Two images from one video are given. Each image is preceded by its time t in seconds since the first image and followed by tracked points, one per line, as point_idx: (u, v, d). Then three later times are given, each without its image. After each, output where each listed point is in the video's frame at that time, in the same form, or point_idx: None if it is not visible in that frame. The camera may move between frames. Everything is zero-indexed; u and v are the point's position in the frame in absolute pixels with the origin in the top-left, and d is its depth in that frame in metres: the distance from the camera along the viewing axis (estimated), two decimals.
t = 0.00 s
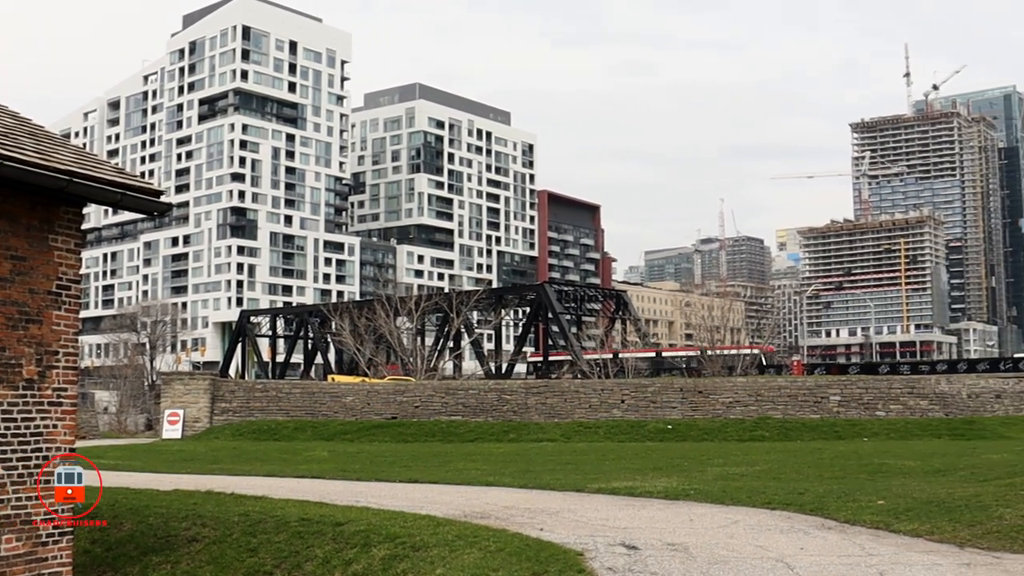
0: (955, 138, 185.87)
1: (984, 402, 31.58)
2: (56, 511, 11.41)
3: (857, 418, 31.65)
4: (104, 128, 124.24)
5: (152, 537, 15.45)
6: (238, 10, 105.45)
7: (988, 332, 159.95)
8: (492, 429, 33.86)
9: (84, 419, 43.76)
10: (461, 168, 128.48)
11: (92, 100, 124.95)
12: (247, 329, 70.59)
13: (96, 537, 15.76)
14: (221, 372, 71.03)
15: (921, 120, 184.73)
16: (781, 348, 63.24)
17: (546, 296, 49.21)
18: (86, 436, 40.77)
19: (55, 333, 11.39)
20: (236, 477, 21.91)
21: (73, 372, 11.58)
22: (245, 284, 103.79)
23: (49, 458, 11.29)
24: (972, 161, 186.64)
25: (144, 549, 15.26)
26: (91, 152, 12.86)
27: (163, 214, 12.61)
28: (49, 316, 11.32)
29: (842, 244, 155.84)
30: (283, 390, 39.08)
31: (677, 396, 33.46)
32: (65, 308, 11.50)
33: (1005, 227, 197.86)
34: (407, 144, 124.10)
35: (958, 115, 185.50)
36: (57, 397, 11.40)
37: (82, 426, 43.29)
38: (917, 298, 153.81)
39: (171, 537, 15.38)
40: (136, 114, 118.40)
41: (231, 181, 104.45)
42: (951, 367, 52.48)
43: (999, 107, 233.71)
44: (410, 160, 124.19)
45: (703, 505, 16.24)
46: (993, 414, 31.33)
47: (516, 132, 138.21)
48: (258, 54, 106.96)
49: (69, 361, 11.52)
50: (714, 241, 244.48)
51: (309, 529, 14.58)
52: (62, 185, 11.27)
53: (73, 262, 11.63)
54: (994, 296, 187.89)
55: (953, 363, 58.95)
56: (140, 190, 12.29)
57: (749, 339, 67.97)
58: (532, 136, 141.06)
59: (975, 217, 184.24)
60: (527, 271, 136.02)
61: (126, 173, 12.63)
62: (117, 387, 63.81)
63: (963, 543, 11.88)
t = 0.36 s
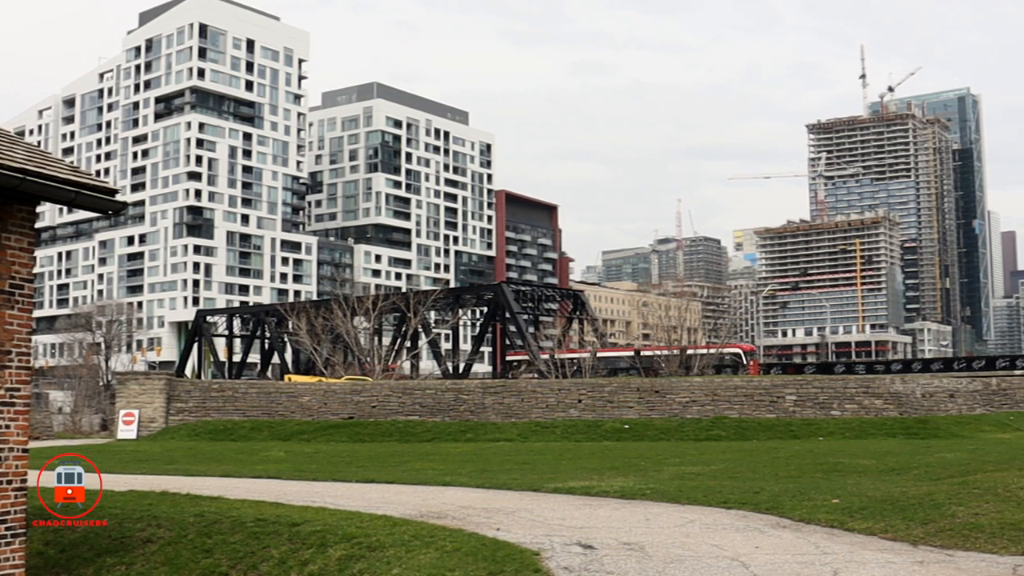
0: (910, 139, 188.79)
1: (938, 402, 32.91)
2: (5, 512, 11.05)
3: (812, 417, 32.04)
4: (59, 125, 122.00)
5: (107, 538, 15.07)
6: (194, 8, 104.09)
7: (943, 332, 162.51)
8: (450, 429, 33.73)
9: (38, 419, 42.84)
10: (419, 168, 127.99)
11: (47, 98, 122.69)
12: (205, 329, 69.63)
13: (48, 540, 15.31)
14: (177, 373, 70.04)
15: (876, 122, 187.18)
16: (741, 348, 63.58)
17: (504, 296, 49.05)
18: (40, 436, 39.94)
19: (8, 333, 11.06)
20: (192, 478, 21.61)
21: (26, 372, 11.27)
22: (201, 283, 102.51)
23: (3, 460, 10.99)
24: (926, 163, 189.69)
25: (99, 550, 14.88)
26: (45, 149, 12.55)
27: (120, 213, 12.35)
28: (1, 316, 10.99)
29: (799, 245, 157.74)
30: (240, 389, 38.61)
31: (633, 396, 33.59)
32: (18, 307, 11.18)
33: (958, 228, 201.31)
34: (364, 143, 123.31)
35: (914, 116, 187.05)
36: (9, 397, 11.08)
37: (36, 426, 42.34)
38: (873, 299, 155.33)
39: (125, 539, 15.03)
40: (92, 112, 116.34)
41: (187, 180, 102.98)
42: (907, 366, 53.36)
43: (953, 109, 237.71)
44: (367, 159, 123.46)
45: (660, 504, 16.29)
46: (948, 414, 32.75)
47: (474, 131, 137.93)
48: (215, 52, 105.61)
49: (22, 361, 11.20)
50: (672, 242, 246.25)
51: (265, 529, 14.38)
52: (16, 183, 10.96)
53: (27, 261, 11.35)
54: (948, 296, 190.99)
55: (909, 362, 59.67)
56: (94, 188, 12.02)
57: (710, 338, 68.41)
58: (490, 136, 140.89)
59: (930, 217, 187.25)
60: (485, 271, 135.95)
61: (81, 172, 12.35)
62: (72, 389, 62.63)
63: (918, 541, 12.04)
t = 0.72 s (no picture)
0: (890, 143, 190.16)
1: (917, 403, 33.19)
2: None
3: (791, 419, 32.27)
4: (38, 126, 120.86)
5: (86, 540, 14.87)
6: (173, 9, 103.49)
7: (922, 334, 163.64)
8: (430, 430, 33.67)
9: (16, 421, 42.45)
10: (399, 170, 127.72)
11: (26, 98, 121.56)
12: (185, 330, 69.10)
13: (28, 541, 15.05)
14: (157, 374, 69.49)
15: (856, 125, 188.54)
16: (723, 351, 63.55)
17: (484, 298, 49.04)
18: (19, 438, 39.60)
19: None
20: (171, 480, 21.47)
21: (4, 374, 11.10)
22: (181, 284, 101.89)
23: None
24: (906, 166, 191.09)
25: (77, 552, 14.67)
26: (23, 149, 12.39)
27: (99, 214, 12.21)
28: None
29: (779, 248, 158.51)
30: (219, 390, 38.41)
31: (613, 397, 33.66)
32: None
33: (938, 230, 202.76)
34: (345, 144, 122.93)
35: (893, 120, 190.38)
36: None
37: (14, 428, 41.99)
38: (852, 301, 155.84)
39: (104, 540, 14.86)
40: (71, 112, 115.29)
41: (167, 181, 102.33)
42: (886, 368, 53.74)
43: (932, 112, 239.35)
44: (348, 160, 123.08)
45: (639, 506, 16.33)
46: (926, 415, 33.02)
47: (454, 133, 137.66)
48: (195, 53, 105.01)
49: None
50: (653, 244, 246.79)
51: (245, 531, 14.28)
52: None
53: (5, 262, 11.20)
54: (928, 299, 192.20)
55: (891, 364, 59.84)
56: (74, 189, 11.88)
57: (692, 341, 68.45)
58: (471, 137, 140.76)
59: (910, 220, 188.25)
60: (466, 273, 135.90)
61: (60, 173, 12.21)
62: (51, 390, 62.05)
63: (897, 543, 12.10)
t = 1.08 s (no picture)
0: (867, 143, 191.30)
1: (893, 403, 33.41)
2: None
3: (768, 419, 32.48)
4: (14, 123, 119.57)
5: (60, 540, 14.65)
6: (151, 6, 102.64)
7: (898, 335, 164.93)
8: (407, 430, 33.58)
9: None
10: (377, 169, 127.32)
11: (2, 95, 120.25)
12: (162, 329, 68.49)
13: (3, 541, 14.80)
14: (134, 374, 68.84)
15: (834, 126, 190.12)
16: (702, 352, 63.61)
17: (461, 297, 48.92)
18: None
19: None
20: (148, 479, 21.27)
21: None
22: (158, 283, 101.03)
23: None
24: (883, 167, 192.15)
25: (52, 552, 14.46)
26: None
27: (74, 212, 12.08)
28: None
29: (756, 248, 159.30)
30: (196, 390, 38.16)
31: (590, 397, 33.73)
32: None
33: (915, 231, 204.03)
34: (323, 143, 122.36)
35: (870, 121, 192.45)
36: None
37: None
38: (829, 302, 156.59)
39: (79, 540, 14.63)
40: (48, 110, 114.07)
41: (145, 179, 101.53)
42: (862, 369, 54.14)
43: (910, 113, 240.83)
44: (325, 159, 122.53)
45: (615, 505, 16.37)
46: (901, 414, 33.26)
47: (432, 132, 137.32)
48: (173, 51, 104.22)
49: None
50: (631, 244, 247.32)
51: (221, 530, 14.17)
52: None
53: None
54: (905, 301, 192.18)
55: (870, 363, 60.11)
56: (48, 186, 11.74)
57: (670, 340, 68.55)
58: (449, 137, 140.49)
59: (886, 221, 189.20)
60: (443, 272, 135.68)
61: (35, 170, 12.10)
62: (25, 390, 61.40)
63: (872, 542, 12.18)
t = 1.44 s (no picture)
0: (829, 146, 193.33)
1: (855, 404, 33.72)
2: None
3: (731, 420, 32.73)
4: None
5: (20, 542, 14.35)
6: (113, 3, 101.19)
7: (860, 336, 166.74)
8: (371, 431, 33.37)
9: None
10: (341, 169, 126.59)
11: None
12: (124, 330, 67.47)
13: None
14: (95, 375, 67.74)
15: (796, 128, 192.37)
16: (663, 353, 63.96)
17: (425, 299, 48.71)
18: None
19: None
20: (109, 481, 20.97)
21: None
22: (120, 283, 99.54)
23: None
24: (846, 169, 194.19)
25: (12, 554, 14.14)
26: None
27: (37, 211, 11.89)
28: None
29: (719, 250, 160.65)
30: (158, 391, 37.73)
31: (554, 398, 33.77)
32: None
33: (878, 233, 206.30)
34: (287, 143, 121.37)
35: (832, 124, 194.80)
36: None
37: None
38: (792, 304, 157.83)
39: (39, 542, 14.37)
40: (8, 108, 112.19)
41: (107, 178, 100.10)
42: (825, 370, 54.70)
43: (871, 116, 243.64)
44: (289, 159, 121.53)
45: (579, 506, 16.40)
46: (863, 416, 33.59)
47: (397, 132, 136.73)
48: (136, 50, 102.83)
49: None
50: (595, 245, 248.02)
51: (183, 532, 13.96)
52: None
53: None
54: (868, 302, 192.54)
55: (835, 364, 60.63)
56: (11, 186, 11.55)
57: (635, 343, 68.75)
58: (414, 138, 140.02)
59: (849, 222, 191.09)
60: (407, 273, 135.16)
61: None
62: None
63: (834, 543, 12.30)
